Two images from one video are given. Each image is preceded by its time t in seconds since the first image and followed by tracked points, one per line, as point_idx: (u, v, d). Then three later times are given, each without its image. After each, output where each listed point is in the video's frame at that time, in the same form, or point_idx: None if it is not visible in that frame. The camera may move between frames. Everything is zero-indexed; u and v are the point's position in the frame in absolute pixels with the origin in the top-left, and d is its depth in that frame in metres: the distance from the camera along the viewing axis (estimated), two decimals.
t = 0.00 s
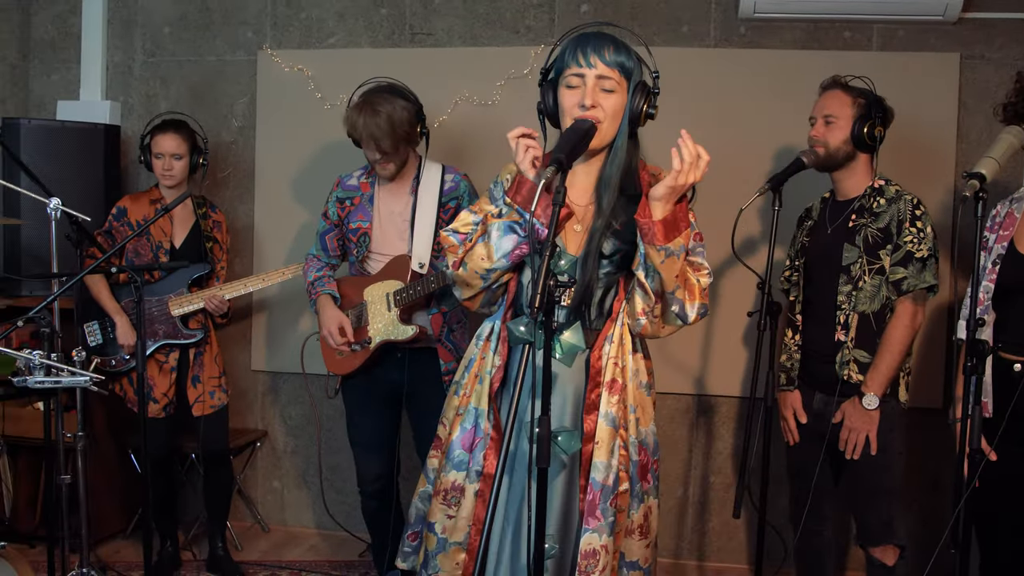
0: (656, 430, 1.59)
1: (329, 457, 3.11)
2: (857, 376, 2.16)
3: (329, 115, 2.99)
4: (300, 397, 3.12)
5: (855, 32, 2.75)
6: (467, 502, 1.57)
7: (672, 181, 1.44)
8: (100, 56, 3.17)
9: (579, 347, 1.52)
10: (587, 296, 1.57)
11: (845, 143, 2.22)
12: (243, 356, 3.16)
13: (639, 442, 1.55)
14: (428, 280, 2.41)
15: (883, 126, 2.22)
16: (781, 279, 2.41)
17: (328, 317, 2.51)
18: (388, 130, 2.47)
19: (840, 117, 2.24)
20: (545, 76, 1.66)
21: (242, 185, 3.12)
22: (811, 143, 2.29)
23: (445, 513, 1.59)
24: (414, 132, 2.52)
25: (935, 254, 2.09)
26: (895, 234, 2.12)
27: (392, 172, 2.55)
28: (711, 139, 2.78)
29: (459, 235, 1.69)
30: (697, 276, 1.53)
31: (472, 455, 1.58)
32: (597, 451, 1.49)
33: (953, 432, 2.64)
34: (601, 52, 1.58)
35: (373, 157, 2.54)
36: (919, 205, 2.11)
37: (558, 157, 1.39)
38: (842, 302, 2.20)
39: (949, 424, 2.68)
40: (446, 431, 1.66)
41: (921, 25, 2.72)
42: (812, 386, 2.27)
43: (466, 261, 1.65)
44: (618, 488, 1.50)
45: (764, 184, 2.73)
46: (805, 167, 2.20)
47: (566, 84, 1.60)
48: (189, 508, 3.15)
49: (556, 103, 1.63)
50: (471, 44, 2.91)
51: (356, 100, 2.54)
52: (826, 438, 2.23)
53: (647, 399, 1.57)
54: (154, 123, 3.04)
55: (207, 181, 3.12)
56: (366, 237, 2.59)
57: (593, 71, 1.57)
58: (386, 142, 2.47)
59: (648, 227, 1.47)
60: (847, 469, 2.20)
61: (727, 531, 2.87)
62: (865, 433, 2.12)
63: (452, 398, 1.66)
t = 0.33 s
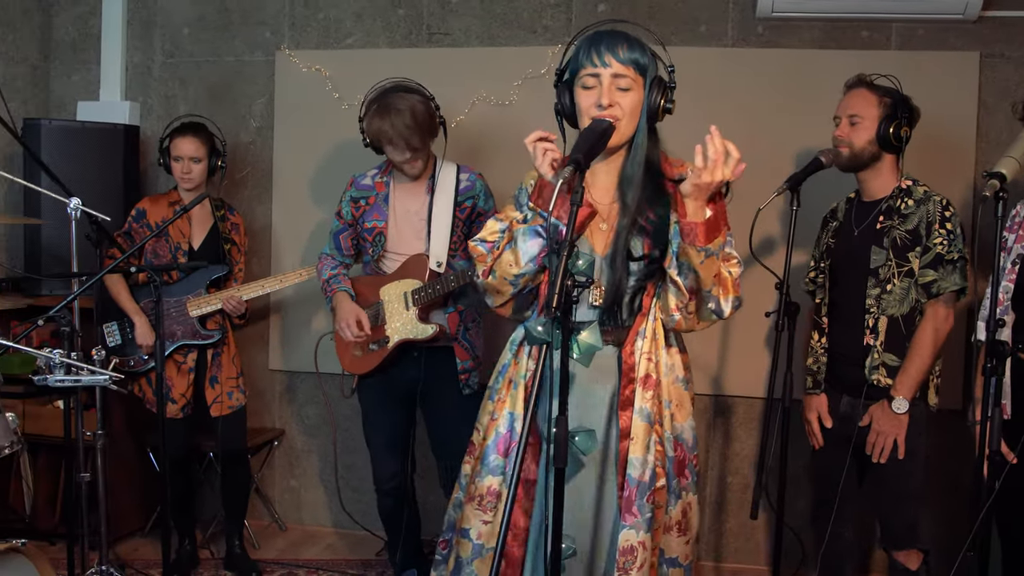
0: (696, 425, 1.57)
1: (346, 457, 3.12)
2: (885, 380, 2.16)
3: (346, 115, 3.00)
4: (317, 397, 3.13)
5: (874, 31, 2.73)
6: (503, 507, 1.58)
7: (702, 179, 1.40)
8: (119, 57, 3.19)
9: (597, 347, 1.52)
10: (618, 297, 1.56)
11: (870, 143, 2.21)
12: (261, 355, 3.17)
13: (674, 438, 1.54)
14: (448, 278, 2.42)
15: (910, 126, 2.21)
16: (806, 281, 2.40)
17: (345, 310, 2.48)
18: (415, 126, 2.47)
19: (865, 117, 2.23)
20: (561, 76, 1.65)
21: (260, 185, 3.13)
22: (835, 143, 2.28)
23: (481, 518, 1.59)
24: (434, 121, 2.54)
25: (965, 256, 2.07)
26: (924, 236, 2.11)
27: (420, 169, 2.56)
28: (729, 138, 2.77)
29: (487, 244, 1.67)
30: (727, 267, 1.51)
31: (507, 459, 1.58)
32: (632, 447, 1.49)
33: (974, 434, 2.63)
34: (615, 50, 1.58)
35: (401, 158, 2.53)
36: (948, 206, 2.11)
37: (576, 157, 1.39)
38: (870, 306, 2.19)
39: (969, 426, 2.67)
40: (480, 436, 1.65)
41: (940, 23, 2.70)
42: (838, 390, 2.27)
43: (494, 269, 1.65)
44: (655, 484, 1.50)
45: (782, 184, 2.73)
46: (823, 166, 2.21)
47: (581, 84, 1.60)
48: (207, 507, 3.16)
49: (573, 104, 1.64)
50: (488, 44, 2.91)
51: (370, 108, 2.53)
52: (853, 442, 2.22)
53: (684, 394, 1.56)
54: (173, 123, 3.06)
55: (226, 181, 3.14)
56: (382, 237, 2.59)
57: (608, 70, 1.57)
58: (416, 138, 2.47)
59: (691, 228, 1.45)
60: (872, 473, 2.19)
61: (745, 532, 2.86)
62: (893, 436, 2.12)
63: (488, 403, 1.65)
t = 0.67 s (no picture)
0: (746, 421, 1.53)
1: (363, 456, 3.13)
2: (908, 382, 2.15)
3: (364, 115, 3.00)
4: (334, 396, 3.14)
5: (894, 30, 2.72)
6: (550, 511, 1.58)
7: (720, 157, 1.43)
8: (139, 58, 3.21)
9: (615, 347, 1.50)
10: (647, 293, 1.54)
11: (894, 141, 2.20)
12: (279, 355, 3.18)
13: (716, 435, 1.50)
14: (471, 278, 2.44)
15: (935, 125, 2.19)
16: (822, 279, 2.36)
17: (375, 289, 2.49)
18: (428, 129, 2.47)
19: (890, 114, 2.22)
20: (584, 79, 1.66)
21: (278, 185, 3.14)
22: (859, 140, 2.27)
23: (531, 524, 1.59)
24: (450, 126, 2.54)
25: (988, 257, 2.09)
26: (947, 237, 2.11)
27: (430, 170, 2.56)
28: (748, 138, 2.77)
29: (524, 257, 1.70)
30: (760, 252, 1.50)
31: (552, 465, 1.59)
32: (671, 445, 1.49)
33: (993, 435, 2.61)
34: (631, 51, 1.58)
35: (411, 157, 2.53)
36: (972, 207, 2.10)
37: (595, 157, 1.40)
38: (892, 306, 2.18)
39: (989, 427, 2.65)
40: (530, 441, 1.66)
41: (960, 22, 2.69)
42: (857, 390, 2.25)
43: (529, 282, 1.68)
44: (697, 482, 1.49)
45: (800, 184, 2.73)
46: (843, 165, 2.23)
47: (600, 87, 1.60)
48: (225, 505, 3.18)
49: (595, 106, 1.64)
50: (506, 44, 2.91)
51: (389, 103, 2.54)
52: (871, 442, 2.21)
53: (733, 390, 1.52)
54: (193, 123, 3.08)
55: (244, 180, 3.15)
56: (400, 234, 2.59)
57: (625, 72, 1.57)
58: (427, 142, 2.47)
59: (707, 215, 1.45)
60: (892, 474, 2.18)
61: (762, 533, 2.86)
62: (914, 437, 2.11)
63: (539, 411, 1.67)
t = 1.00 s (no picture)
0: (772, 424, 1.47)
1: (376, 456, 3.14)
2: (916, 382, 2.14)
3: (378, 115, 3.01)
4: (348, 396, 3.15)
5: (908, 30, 2.71)
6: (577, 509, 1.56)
7: (724, 150, 1.44)
8: (154, 59, 3.22)
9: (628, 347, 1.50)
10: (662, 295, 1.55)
11: (903, 145, 2.20)
12: (292, 355, 3.19)
13: (739, 438, 1.46)
14: (488, 279, 2.46)
15: (944, 126, 2.19)
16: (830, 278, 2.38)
17: (399, 297, 2.49)
18: (446, 130, 2.48)
19: (898, 117, 2.22)
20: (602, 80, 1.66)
21: (292, 185, 3.15)
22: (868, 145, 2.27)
23: (562, 522, 1.58)
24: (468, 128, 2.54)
25: (999, 259, 2.09)
26: (959, 238, 2.10)
27: (445, 171, 2.57)
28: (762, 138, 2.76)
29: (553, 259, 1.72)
30: (783, 253, 1.46)
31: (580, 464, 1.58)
32: (693, 448, 1.47)
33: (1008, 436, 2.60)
34: (647, 50, 1.57)
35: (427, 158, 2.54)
36: (984, 210, 2.10)
37: (608, 157, 1.40)
38: (902, 307, 2.17)
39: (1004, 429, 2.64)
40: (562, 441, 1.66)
41: (975, 22, 2.67)
42: (862, 390, 2.25)
43: (555, 286, 1.70)
44: (720, 487, 1.46)
45: (813, 184, 2.73)
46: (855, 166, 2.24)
47: (617, 87, 1.60)
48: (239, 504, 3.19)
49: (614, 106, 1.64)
50: (519, 44, 2.92)
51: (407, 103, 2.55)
52: (880, 442, 2.21)
53: (759, 393, 1.47)
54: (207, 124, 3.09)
55: (258, 181, 3.16)
56: (416, 235, 2.59)
57: (640, 72, 1.57)
58: (445, 143, 2.48)
59: (713, 214, 1.43)
60: (898, 474, 2.18)
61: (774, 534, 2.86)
62: (922, 437, 2.10)
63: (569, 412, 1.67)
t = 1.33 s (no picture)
0: (770, 429, 1.46)
1: (392, 456, 3.14)
2: (925, 382, 2.14)
3: (394, 115, 3.02)
4: (363, 395, 3.16)
5: (925, 28, 2.70)
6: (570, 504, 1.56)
7: (738, 168, 1.42)
8: (171, 60, 3.24)
9: (643, 347, 1.52)
10: (666, 298, 1.53)
11: (911, 145, 2.19)
12: (308, 355, 3.21)
13: (740, 444, 1.45)
14: (502, 282, 2.44)
15: (949, 127, 2.18)
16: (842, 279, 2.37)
17: (409, 297, 2.50)
18: (475, 125, 2.48)
19: (905, 117, 2.21)
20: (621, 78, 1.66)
21: (309, 186, 3.16)
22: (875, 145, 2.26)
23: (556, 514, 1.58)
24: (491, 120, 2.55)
25: (1008, 258, 2.06)
26: (967, 239, 2.09)
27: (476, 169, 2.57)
28: (779, 138, 2.76)
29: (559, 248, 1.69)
30: (789, 270, 1.46)
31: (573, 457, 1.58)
32: (693, 453, 1.46)
33: None
34: (666, 48, 1.55)
35: (457, 159, 2.53)
36: (993, 210, 2.08)
37: (624, 157, 1.39)
38: (911, 308, 2.17)
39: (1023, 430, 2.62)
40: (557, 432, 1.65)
41: (993, 20, 2.66)
42: (875, 389, 2.25)
43: (557, 276, 1.67)
44: (719, 492, 1.45)
45: (830, 184, 2.72)
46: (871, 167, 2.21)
47: (634, 85, 1.59)
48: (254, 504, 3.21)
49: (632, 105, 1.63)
50: (535, 43, 2.92)
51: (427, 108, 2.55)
52: (887, 438, 2.21)
53: (758, 401, 1.47)
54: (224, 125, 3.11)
55: (275, 182, 3.17)
56: (431, 239, 2.59)
57: (658, 70, 1.55)
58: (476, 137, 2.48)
59: (720, 233, 1.43)
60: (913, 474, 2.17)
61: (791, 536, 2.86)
62: (933, 438, 2.09)
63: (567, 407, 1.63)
